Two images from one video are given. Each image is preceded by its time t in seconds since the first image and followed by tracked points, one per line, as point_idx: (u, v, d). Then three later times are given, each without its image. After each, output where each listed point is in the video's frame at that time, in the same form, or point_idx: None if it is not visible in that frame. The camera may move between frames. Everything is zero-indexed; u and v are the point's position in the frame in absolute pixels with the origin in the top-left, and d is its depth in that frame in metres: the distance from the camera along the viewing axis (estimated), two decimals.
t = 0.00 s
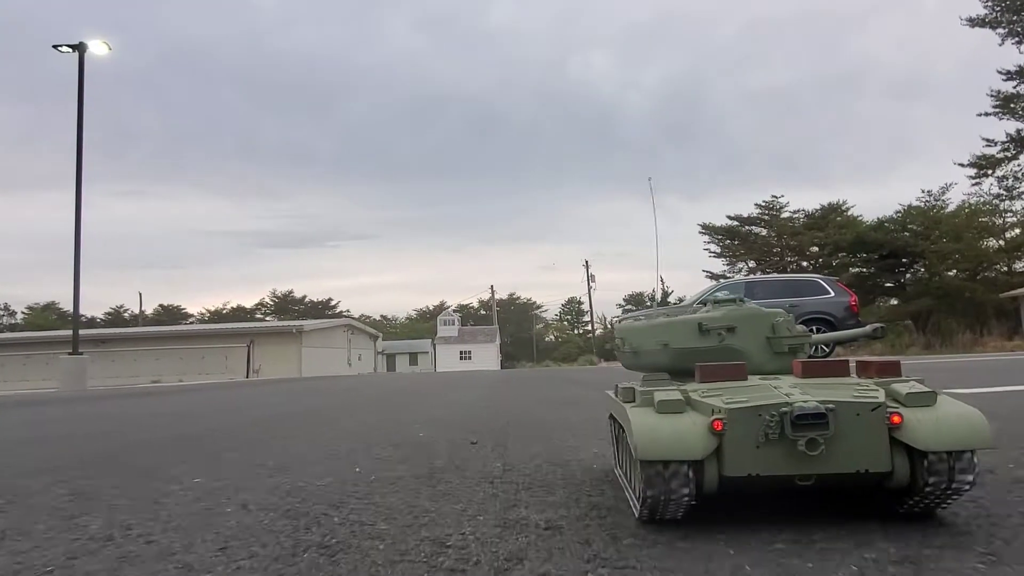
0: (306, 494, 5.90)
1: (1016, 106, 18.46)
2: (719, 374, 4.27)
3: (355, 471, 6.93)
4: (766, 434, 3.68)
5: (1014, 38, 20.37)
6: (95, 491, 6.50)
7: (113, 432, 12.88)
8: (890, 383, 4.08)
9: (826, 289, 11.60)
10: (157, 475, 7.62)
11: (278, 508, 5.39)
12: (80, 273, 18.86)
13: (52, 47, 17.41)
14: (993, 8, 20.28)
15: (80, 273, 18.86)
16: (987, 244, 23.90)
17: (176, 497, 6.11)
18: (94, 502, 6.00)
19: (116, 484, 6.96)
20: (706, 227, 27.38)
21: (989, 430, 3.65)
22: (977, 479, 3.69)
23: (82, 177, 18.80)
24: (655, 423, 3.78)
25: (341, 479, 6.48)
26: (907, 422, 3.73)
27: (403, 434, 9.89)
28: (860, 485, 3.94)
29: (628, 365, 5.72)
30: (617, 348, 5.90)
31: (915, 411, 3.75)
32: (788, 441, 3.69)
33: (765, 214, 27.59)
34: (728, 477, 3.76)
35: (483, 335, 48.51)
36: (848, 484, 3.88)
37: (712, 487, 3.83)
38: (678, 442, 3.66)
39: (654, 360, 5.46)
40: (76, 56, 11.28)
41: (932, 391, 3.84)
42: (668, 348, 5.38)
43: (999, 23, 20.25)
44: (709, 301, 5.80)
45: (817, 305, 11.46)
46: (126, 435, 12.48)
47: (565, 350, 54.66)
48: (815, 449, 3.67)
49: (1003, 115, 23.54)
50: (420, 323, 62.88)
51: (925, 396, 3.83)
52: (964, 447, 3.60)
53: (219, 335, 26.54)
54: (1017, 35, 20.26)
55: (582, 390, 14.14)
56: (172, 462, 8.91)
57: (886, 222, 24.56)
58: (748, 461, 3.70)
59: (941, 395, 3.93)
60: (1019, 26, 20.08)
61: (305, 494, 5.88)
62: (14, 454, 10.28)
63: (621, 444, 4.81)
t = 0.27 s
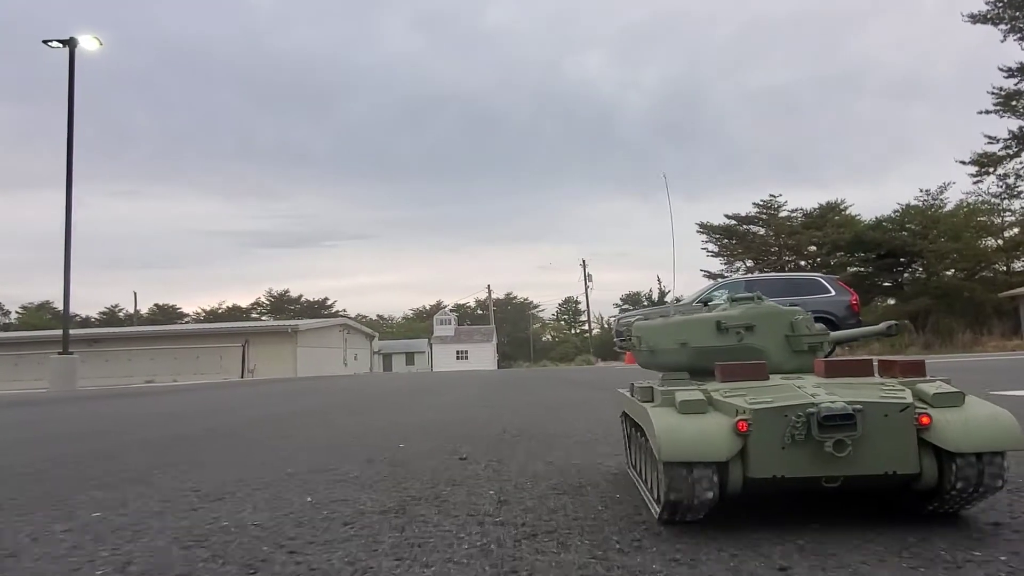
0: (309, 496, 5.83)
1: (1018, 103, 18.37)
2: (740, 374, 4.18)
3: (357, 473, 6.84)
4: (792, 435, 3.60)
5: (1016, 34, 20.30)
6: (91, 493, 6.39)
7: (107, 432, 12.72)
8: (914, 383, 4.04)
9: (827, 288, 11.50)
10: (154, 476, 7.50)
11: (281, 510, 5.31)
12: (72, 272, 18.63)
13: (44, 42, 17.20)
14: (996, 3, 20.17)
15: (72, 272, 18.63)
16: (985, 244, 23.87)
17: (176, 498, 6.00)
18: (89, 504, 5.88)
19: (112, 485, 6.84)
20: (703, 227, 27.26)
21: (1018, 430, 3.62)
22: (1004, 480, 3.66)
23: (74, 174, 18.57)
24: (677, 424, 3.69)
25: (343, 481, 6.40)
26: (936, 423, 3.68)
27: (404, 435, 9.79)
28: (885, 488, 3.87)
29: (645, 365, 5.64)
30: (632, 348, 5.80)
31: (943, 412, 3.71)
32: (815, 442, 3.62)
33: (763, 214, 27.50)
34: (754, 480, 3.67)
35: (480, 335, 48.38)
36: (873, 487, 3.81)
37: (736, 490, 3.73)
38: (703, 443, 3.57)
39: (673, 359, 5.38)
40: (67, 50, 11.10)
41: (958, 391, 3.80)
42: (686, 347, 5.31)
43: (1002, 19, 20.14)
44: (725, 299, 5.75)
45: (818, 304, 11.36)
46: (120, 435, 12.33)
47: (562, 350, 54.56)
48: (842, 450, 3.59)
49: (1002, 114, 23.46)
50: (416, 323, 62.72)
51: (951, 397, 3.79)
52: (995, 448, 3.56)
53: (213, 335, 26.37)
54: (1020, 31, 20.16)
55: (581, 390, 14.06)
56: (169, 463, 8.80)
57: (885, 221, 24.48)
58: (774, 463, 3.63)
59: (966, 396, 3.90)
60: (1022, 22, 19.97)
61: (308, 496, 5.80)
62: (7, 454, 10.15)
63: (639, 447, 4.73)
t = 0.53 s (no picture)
0: (308, 494, 5.83)
1: (1012, 103, 18.41)
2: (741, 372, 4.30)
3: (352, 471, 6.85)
4: (807, 433, 3.70)
5: (1011, 34, 20.35)
6: (89, 493, 6.34)
7: (97, 434, 12.60)
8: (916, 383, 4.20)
9: (821, 289, 11.47)
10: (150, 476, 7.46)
11: (284, 509, 5.32)
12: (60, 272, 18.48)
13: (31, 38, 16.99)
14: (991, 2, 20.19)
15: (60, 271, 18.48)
16: (976, 245, 24.02)
17: (174, 498, 5.98)
18: (87, 505, 5.84)
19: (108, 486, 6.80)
20: (697, 227, 27.22)
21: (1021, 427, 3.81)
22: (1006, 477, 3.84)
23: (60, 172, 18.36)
24: (691, 425, 3.74)
25: (340, 478, 6.41)
26: (943, 421, 3.83)
27: (398, 434, 9.79)
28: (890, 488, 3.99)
29: (635, 364, 5.57)
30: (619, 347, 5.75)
31: (948, 411, 3.87)
32: (829, 440, 3.72)
33: (756, 214, 27.50)
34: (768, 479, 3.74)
35: (473, 336, 48.26)
36: (879, 485, 3.93)
37: (749, 490, 3.79)
38: (718, 444, 3.63)
39: (667, 359, 5.33)
40: (55, 47, 10.97)
41: (960, 390, 3.97)
42: (682, 346, 5.29)
43: (996, 17, 20.18)
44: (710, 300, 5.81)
45: (812, 305, 11.34)
46: (111, 436, 12.23)
47: (555, 351, 54.48)
48: (855, 448, 3.70)
49: (994, 116, 23.55)
50: (409, 324, 62.55)
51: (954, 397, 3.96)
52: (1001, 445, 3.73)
53: (205, 335, 26.20)
54: (1015, 30, 20.20)
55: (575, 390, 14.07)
56: (165, 463, 8.75)
57: (878, 222, 24.53)
58: (788, 462, 3.70)
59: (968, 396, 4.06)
60: (1016, 22, 20.01)
61: (307, 494, 5.80)
62: None
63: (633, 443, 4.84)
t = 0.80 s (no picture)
0: (307, 493, 5.92)
1: (1007, 103, 18.44)
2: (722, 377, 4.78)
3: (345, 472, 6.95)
4: (804, 439, 4.12)
5: (1007, 33, 20.39)
6: (95, 492, 6.40)
7: (90, 435, 12.53)
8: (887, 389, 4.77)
9: (817, 289, 11.40)
10: (154, 476, 7.53)
11: (296, 505, 5.44)
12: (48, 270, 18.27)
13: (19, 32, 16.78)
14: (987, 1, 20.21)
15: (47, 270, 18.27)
16: (971, 245, 23.99)
17: (181, 496, 6.06)
18: (96, 504, 5.90)
19: (113, 486, 6.86)
20: (691, 227, 27.18)
21: (985, 430, 4.47)
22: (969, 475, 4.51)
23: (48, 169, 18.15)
24: (694, 433, 4.06)
25: (336, 479, 6.52)
26: (922, 425, 4.43)
27: (391, 434, 9.88)
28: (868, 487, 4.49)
29: (611, 367, 6.15)
30: (595, 351, 6.34)
31: (924, 415, 4.48)
32: (823, 446, 4.16)
33: (751, 215, 27.47)
34: (766, 483, 4.14)
35: (466, 336, 48.01)
36: (862, 485, 4.41)
37: (746, 495, 4.18)
38: (724, 452, 3.97)
39: (641, 362, 5.89)
40: (44, 43, 10.86)
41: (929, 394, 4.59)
42: (653, 349, 5.81)
43: (993, 16, 20.19)
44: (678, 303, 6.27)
45: (808, 305, 11.28)
46: (105, 436, 12.21)
47: (548, 352, 54.27)
48: (849, 452, 4.16)
49: (990, 116, 23.57)
50: (402, 325, 62.26)
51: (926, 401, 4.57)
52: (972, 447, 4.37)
53: (197, 335, 26.01)
54: (1012, 29, 20.22)
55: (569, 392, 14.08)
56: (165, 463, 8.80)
57: (872, 223, 24.55)
58: (785, 466, 4.13)
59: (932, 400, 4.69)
60: (1013, 20, 20.03)
61: (310, 493, 5.90)
62: None
63: (607, 445, 5.05)
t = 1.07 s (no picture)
0: (280, 508, 5.92)
1: (1006, 101, 18.37)
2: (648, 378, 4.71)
3: (318, 480, 6.96)
4: (719, 440, 4.08)
5: (1007, 29, 20.30)
6: (73, 506, 6.34)
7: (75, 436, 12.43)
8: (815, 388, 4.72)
9: (816, 287, 11.36)
10: (131, 482, 7.48)
11: (265, 522, 5.41)
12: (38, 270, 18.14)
13: (10, 30, 16.56)
14: None
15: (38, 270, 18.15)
16: (969, 244, 23.93)
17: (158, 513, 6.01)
18: (71, 519, 5.84)
19: (90, 496, 6.80)
20: (688, 227, 27.09)
21: (911, 430, 4.38)
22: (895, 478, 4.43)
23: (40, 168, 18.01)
24: (610, 435, 4.02)
25: (309, 489, 6.53)
26: (844, 425, 4.36)
27: (373, 436, 9.85)
28: (792, 488, 4.44)
29: (541, 367, 6.11)
30: (528, 352, 6.27)
31: (847, 414, 4.41)
32: (740, 446, 4.12)
33: (748, 214, 27.40)
34: (681, 484, 4.11)
35: (463, 335, 47.86)
36: (783, 486, 4.36)
37: (661, 497, 4.15)
38: (637, 453, 3.93)
39: (572, 362, 5.91)
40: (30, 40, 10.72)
41: (855, 394, 4.52)
42: (585, 350, 5.84)
43: (993, 12, 20.12)
44: (614, 303, 6.36)
45: (806, 304, 11.25)
46: (90, 438, 12.11)
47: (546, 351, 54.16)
48: (765, 453, 4.12)
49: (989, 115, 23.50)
50: (399, 324, 62.07)
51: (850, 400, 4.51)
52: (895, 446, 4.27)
53: (190, 336, 25.86)
54: (1012, 26, 20.14)
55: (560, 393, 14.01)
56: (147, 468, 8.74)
57: (869, 222, 24.50)
58: (701, 467, 4.09)
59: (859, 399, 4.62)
60: (1012, 17, 19.96)
61: (284, 508, 5.90)
62: None
63: (543, 451, 5.02)
